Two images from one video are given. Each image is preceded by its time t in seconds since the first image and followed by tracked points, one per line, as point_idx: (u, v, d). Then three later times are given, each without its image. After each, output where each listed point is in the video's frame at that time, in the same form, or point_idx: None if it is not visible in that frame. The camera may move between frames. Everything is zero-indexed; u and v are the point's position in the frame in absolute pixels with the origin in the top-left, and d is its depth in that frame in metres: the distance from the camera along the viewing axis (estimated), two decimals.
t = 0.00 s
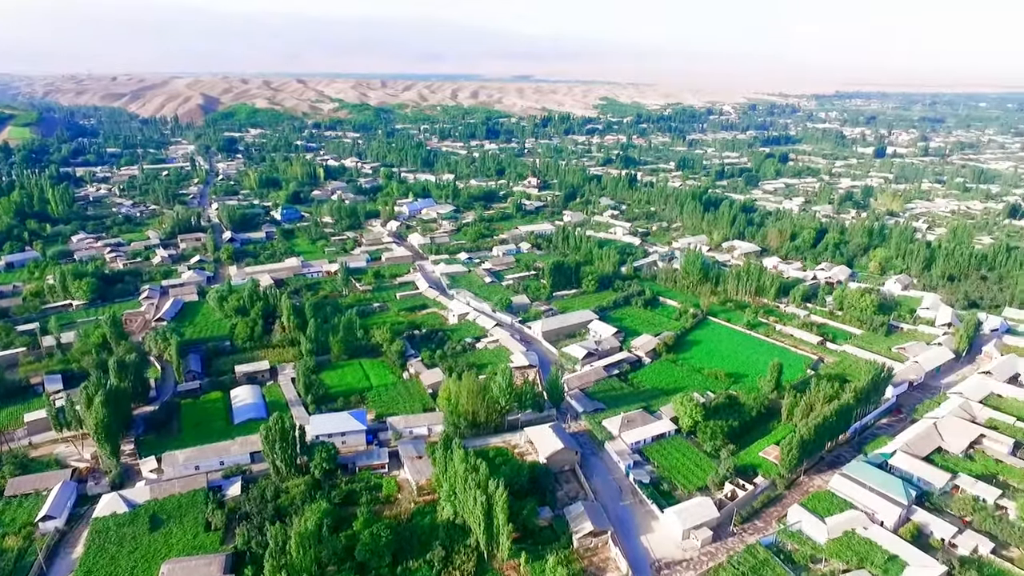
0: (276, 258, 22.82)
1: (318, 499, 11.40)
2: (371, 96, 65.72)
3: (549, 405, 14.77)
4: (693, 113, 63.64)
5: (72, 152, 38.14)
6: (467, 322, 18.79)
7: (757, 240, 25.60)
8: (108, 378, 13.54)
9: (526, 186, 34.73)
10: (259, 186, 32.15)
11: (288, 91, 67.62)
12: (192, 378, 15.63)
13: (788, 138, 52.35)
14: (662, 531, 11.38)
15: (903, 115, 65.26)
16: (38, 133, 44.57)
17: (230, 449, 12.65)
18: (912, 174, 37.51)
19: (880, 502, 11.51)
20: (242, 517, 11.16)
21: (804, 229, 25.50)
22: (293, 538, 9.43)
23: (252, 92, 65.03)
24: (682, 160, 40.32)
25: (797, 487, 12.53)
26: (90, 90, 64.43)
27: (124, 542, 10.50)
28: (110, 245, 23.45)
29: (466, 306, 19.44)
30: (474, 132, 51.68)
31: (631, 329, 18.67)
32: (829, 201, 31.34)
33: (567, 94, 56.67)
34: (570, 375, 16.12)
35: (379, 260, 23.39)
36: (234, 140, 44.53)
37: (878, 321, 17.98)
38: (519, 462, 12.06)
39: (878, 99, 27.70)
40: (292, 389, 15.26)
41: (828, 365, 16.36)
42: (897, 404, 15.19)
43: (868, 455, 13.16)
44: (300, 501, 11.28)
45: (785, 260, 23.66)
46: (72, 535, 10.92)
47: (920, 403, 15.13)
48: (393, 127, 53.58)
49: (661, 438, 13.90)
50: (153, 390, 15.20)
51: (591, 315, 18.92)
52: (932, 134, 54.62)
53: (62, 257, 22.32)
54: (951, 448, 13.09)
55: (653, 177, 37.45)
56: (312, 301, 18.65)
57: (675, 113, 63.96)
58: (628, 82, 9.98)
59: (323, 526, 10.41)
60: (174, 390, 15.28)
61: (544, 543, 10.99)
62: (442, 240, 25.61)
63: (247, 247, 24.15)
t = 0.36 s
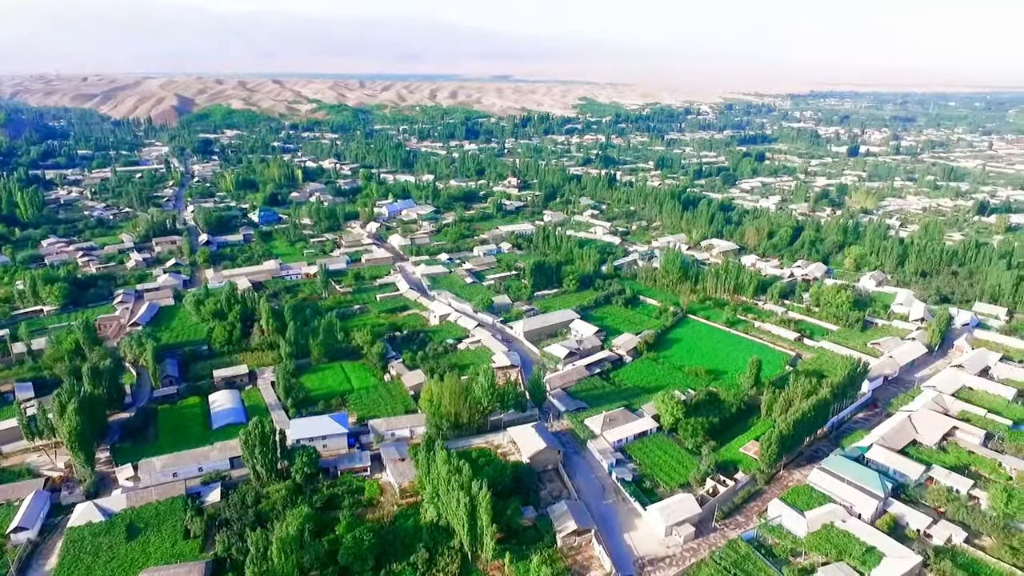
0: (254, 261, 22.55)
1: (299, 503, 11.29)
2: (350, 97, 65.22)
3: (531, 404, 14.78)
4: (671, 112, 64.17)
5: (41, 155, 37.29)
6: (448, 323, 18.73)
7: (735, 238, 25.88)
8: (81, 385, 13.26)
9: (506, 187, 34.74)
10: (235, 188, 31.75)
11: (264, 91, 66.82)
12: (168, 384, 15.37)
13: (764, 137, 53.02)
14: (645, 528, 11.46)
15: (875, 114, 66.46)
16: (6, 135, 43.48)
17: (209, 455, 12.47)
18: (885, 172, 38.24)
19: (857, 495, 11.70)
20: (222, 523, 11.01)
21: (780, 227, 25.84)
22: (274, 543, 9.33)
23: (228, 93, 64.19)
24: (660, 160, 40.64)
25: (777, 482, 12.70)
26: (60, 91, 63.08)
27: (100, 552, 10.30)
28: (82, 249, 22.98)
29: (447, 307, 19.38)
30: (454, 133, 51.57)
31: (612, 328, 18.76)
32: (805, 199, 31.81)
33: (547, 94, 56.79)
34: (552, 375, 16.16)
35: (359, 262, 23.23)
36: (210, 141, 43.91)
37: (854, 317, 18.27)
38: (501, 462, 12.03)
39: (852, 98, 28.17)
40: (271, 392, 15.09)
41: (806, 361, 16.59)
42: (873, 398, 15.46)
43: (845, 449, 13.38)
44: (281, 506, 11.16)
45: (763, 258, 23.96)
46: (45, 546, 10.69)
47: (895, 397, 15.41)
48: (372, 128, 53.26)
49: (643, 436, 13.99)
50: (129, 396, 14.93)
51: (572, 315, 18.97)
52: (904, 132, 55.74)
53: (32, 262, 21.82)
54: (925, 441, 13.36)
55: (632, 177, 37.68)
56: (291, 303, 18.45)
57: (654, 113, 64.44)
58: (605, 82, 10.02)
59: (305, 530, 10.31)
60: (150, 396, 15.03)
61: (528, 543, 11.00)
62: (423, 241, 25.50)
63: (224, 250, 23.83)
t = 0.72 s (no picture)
0: (232, 264, 22.25)
1: (281, 508, 11.16)
2: (328, 97, 64.70)
3: (514, 404, 14.77)
4: (650, 112, 64.63)
5: (10, 157, 36.41)
6: (430, 323, 18.66)
7: (714, 236, 26.15)
8: (54, 392, 12.96)
9: (487, 187, 34.71)
10: (212, 190, 31.31)
11: (241, 91, 65.95)
12: (145, 390, 15.09)
13: (742, 136, 53.62)
14: (628, 525, 11.51)
15: (850, 113, 67.66)
16: None
17: (188, 461, 12.28)
18: (859, 170, 38.89)
19: (836, 488, 11.88)
20: (202, 529, 10.85)
21: (758, 225, 26.15)
22: (255, 549, 9.22)
23: (204, 93, 63.25)
24: (640, 159, 40.91)
25: (757, 477, 12.85)
26: (29, 92, 61.65)
27: (76, 562, 10.08)
28: (54, 253, 22.48)
29: (429, 308, 19.30)
30: (434, 133, 51.42)
31: (594, 327, 18.83)
32: (782, 198, 32.23)
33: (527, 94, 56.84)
34: (535, 374, 16.17)
35: (339, 263, 23.04)
36: (185, 143, 43.23)
37: (831, 313, 18.56)
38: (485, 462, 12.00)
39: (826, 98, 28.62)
40: (251, 396, 14.90)
41: (785, 357, 16.80)
42: (850, 392, 15.71)
43: (824, 443, 13.57)
44: (262, 511, 11.02)
45: (741, 256, 24.23)
46: (18, 557, 10.43)
47: (871, 391, 15.69)
48: (351, 128, 52.88)
49: (625, 433, 14.06)
50: (105, 402, 14.64)
51: (554, 314, 19.01)
52: (877, 131, 56.75)
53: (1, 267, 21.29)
54: (901, 434, 13.59)
55: (612, 176, 37.90)
56: (270, 306, 18.23)
57: (633, 112, 64.83)
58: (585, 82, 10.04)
59: (287, 535, 10.20)
60: (127, 402, 14.75)
61: (512, 543, 10.99)
62: (403, 242, 25.38)
63: (201, 252, 23.48)
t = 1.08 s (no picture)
0: (208, 266, 21.94)
1: (262, 513, 11.03)
2: (306, 97, 64.09)
3: (496, 404, 14.76)
4: (629, 112, 65.00)
5: None
6: (411, 324, 18.58)
7: (693, 234, 26.39)
8: (25, 399, 12.66)
9: (466, 187, 34.66)
10: (187, 191, 30.83)
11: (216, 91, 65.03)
12: (120, 396, 14.81)
13: (719, 136, 54.18)
14: (611, 523, 11.57)
15: (825, 113, 68.78)
16: None
17: (166, 467, 12.09)
18: (834, 169, 39.49)
19: (815, 482, 12.06)
20: (180, 536, 10.68)
21: (736, 223, 26.44)
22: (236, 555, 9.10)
23: (179, 93, 62.26)
24: (619, 158, 41.14)
25: (738, 472, 12.99)
26: None
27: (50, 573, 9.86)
28: (23, 257, 21.95)
29: (410, 309, 19.21)
30: (413, 133, 51.21)
31: (575, 326, 18.89)
32: (759, 196, 32.62)
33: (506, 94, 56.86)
34: (517, 374, 16.18)
35: (319, 265, 22.84)
36: (159, 144, 42.52)
37: (808, 309, 18.83)
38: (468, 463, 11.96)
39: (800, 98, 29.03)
40: (230, 400, 14.70)
41: (763, 353, 17.01)
42: (827, 387, 15.96)
43: (803, 438, 13.76)
44: (242, 517, 10.88)
45: (720, 254, 24.49)
46: None
47: (848, 386, 15.95)
48: (329, 129, 52.43)
49: (608, 431, 14.12)
50: (78, 409, 14.34)
51: (536, 314, 19.04)
52: (851, 130, 57.75)
53: None
54: (877, 427, 13.84)
55: (591, 176, 38.08)
56: (249, 309, 18.01)
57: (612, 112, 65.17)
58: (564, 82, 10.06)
59: (268, 540, 10.08)
60: (101, 408, 14.46)
61: (496, 543, 10.99)
62: (383, 243, 25.24)
63: (176, 255, 23.10)
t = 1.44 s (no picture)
0: (186, 269, 21.63)
1: (243, 518, 10.89)
2: (285, 98, 63.47)
3: (480, 405, 14.74)
4: (609, 111, 65.33)
5: None
6: (394, 326, 18.50)
7: (674, 233, 26.61)
8: None
9: (448, 188, 34.60)
10: (164, 194, 30.36)
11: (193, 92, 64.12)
12: (96, 402, 14.53)
13: (698, 135, 54.66)
14: (596, 521, 11.62)
15: (802, 112, 69.78)
16: None
17: (144, 473, 11.88)
18: (811, 167, 40.04)
19: (795, 476, 12.22)
20: (161, 544, 10.51)
21: (716, 221, 26.70)
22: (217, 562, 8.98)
23: (155, 94, 61.30)
24: (600, 158, 41.32)
25: (720, 468, 13.11)
26: None
27: None
28: None
29: (392, 310, 19.12)
30: (393, 133, 50.99)
31: (558, 325, 18.94)
32: (738, 194, 32.98)
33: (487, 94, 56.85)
34: (500, 374, 16.18)
35: (299, 267, 22.64)
36: (134, 145, 41.81)
37: (787, 306, 19.06)
38: (452, 463, 11.90)
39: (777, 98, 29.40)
40: (210, 405, 14.51)
41: (744, 350, 17.19)
42: (807, 383, 16.18)
43: (783, 433, 13.93)
44: (224, 523, 10.74)
45: (700, 252, 24.71)
46: None
47: (827, 381, 16.18)
48: (308, 129, 52.00)
49: (591, 430, 14.17)
50: (53, 417, 14.03)
51: (519, 314, 19.05)
52: (827, 129, 58.63)
53: None
54: (855, 422, 14.06)
55: (573, 175, 38.23)
56: (228, 312, 17.79)
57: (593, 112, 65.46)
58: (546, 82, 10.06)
59: (250, 546, 9.96)
60: (76, 415, 14.16)
61: (481, 544, 10.97)
62: (365, 244, 25.10)
63: (153, 259, 22.74)
